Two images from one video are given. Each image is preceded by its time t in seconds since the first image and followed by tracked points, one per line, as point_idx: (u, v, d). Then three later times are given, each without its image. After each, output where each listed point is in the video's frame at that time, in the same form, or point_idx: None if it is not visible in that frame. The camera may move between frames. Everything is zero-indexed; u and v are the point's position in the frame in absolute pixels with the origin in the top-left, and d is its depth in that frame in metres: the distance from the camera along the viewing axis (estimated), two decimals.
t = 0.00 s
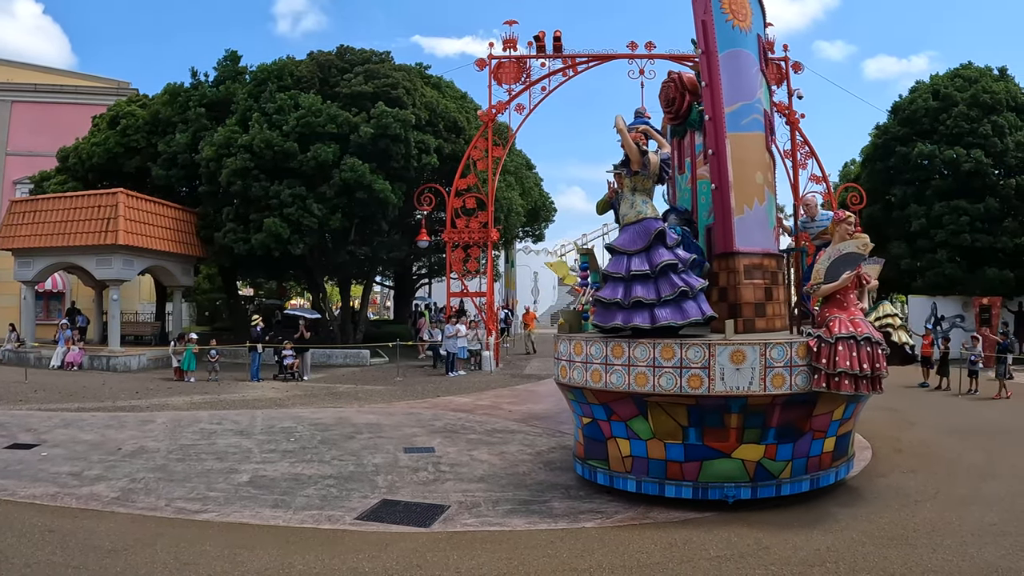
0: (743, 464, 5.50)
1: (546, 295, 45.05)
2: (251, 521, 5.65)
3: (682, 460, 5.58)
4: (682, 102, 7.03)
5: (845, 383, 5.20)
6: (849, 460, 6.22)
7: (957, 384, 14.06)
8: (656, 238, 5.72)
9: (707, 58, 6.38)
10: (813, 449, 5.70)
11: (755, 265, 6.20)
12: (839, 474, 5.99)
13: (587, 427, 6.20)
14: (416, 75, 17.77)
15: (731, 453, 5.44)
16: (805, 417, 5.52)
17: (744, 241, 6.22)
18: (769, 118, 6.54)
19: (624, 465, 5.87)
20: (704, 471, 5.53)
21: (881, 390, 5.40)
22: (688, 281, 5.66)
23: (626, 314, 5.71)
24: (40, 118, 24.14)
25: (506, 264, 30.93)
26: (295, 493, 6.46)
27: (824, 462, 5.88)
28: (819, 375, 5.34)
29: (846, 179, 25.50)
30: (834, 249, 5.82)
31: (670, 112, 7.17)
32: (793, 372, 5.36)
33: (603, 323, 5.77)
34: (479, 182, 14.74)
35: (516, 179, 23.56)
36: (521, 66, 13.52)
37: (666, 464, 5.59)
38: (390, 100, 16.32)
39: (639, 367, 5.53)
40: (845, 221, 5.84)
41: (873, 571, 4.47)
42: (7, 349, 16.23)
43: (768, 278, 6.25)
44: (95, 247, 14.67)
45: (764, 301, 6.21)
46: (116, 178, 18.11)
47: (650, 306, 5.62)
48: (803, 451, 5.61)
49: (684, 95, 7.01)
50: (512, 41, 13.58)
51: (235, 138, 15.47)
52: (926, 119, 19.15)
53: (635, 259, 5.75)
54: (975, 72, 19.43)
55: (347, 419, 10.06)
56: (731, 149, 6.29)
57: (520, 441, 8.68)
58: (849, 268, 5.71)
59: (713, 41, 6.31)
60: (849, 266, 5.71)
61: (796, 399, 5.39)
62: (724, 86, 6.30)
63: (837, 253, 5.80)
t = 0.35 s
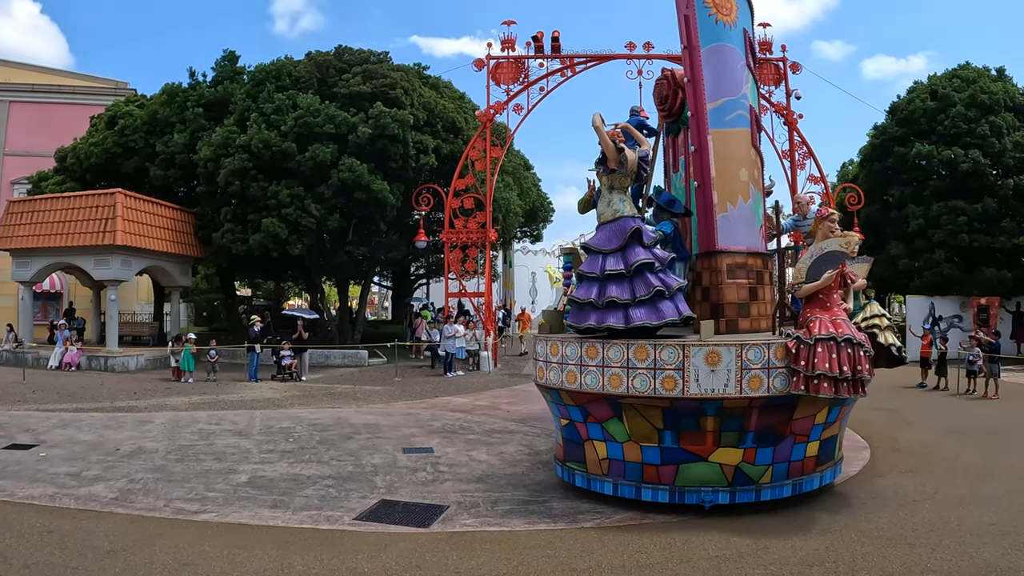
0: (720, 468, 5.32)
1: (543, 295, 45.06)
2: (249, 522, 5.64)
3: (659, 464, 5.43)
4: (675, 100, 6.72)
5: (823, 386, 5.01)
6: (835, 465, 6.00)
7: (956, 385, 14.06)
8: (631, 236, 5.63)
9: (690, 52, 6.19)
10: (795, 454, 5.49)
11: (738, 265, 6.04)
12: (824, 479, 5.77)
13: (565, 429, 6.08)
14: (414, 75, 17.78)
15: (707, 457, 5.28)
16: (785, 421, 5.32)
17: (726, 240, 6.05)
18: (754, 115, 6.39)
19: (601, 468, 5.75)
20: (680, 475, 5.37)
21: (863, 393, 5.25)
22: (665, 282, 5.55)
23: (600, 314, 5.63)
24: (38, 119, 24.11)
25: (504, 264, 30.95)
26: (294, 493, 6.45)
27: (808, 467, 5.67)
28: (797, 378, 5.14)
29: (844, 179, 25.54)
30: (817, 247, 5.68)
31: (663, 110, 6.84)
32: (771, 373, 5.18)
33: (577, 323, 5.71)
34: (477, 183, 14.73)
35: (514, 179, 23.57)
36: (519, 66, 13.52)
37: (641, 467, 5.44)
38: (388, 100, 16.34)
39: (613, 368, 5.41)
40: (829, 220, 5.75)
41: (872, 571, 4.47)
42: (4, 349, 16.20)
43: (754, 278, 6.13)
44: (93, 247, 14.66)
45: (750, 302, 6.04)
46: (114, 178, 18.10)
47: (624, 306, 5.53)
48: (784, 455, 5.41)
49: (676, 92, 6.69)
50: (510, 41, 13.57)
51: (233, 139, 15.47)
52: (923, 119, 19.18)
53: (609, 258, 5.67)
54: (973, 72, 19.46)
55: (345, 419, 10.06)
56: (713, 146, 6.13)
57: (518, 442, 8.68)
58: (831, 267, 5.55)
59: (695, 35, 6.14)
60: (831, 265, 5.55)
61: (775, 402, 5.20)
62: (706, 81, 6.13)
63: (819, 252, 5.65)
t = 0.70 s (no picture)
0: (698, 472, 5.21)
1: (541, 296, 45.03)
2: (248, 522, 5.63)
3: (635, 467, 5.34)
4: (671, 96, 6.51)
5: (802, 390, 4.88)
6: (821, 470, 5.83)
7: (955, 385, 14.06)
8: (607, 235, 5.57)
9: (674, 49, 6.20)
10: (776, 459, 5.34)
11: (723, 264, 5.98)
12: (808, 485, 5.61)
13: (545, 431, 6.03)
14: (412, 76, 17.79)
15: (684, 461, 5.16)
16: (765, 425, 5.17)
17: (710, 239, 5.99)
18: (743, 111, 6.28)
19: (578, 470, 5.69)
20: (657, 478, 5.27)
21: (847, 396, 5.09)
22: (643, 282, 5.45)
23: (575, 313, 5.57)
24: (37, 119, 24.10)
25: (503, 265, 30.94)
26: (292, 494, 6.44)
27: (791, 472, 5.52)
28: (775, 381, 5.01)
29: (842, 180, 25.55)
30: (800, 246, 5.52)
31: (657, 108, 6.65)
32: (749, 376, 5.05)
33: (552, 323, 5.64)
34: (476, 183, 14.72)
35: (513, 179, 23.57)
36: (518, 66, 13.51)
37: (618, 470, 5.37)
38: (387, 100, 16.35)
39: (588, 369, 5.33)
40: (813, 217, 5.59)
41: (871, 572, 4.47)
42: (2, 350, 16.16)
43: (739, 277, 6.03)
44: (92, 247, 14.65)
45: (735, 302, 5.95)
46: (112, 178, 18.08)
47: (599, 305, 5.46)
48: (764, 460, 5.27)
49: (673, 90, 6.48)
50: (509, 41, 13.58)
51: (232, 139, 15.46)
52: (922, 120, 19.16)
53: (586, 257, 5.60)
54: (972, 73, 19.48)
55: (344, 420, 10.05)
56: (698, 142, 6.10)
57: (517, 442, 8.68)
58: (813, 266, 5.39)
59: (678, 30, 6.13)
60: (814, 264, 5.40)
61: (753, 405, 5.06)
62: (690, 77, 6.10)
63: (803, 251, 5.49)
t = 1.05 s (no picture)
0: (673, 477, 5.08)
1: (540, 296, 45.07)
2: (247, 523, 5.63)
3: (610, 470, 5.24)
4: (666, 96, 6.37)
5: (777, 395, 4.68)
6: (806, 476, 5.64)
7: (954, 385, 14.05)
8: (583, 235, 5.56)
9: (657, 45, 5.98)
10: (756, 464, 5.19)
11: (706, 264, 5.75)
12: (791, 491, 5.44)
13: (523, 433, 5.94)
14: (411, 76, 17.80)
15: (659, 465, 5.04)
16: (742, 429, 5.01)
17: (693, 239, 5.77)
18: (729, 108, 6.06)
19: (555, 473, 5.60)
20: (632, 482, 5.16)
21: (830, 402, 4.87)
22: (617, 283, 5.42)
23: (549, 315, 5.54)
24: (35, 118, 24.09)
25: (502, 265, 30.96)
26: (291, 494, 6.44)
27: (774, 478, 5.35)
28: (752, 385, 4.81)
29: (841, 181, 25.56)
30: (780, 245, 5.20)
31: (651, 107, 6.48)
32: (725, 380, 4.88)
33: (527, 324, 5.65)
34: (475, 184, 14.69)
35: (511, 180, 23.59)
36: (517, 67, 13.52)
37: (592, 474, 5.27)
38: (386, 101, 16.37)
39: (561, 371, 5.22)
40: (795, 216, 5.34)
41: (870, 573, 4.47)
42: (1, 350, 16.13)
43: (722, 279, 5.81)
44: (91, 247, 14.64)
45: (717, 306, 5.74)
46: (111, 178, 18.06)
47: (573, 306, 5.44)
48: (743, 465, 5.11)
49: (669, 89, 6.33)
50: (508, 42, 13.58)
51: (231, 139, 15.44)
52: (922, 121, 19.14)
53: (561, 257, 5.60)
54: (971, 74, 19.50)
55: (343, 420, 10.04)
56: (680, 141, 5.87)
57: (516, 443, 8.68)
58: (795, 267, 5.08)
59: (661, 26, 5.90)
60: (794, 265, 5.08)
61: (729, 409, 4.89)
62: (673, 73, 5.88)
63: (782, 250, 5.17)
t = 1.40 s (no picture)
0: (649, 481, 5.01)
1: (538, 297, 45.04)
2: (246, 523, 5.62)
3: (587, 474, 5.19)
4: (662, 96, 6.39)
5: (753, 398, 4.57)
6: (790, 481, 5.51)
7: (954, 385, 14.04)
8: (558, 234, 5.57)
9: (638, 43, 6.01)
10: (735, 468, 5.08)
11: (687, 264, 5.74)
12: (773, 497, 5.31)
13: (503, 435, 5.91)
14: (411, 76, 17.82)
15: (635, 468, 4.98)
16: (720, 433, 4.92)
17: (675, 238, 5.78)
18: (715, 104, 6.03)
19: (532, 476, 5.57)
20: (608, 486, 5.10)
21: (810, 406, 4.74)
22: (593, 283, 5.43)
23: (523, 315, 5.56)
24: (35, 118, 24.08)
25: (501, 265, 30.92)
26: (290, 495, 6.43)
27: (756, 482, 5.23)
28: (727, 387, 4.71)
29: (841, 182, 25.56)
30: (759, 244, 5.08)
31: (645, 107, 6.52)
32: (701, 383, 4.79)
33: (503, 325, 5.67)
34: (474, 184, 14.67)
35: (511, 181, 23.59)
36: (517, 68, 13.52)
37: (568, 476, 5.23)
38: (386, 101, 16.39)
39: (535, 372, 5.19)
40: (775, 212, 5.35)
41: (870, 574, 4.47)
42: None
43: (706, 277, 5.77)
44: (91, 247, 14.63)
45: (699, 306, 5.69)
46: (111, 178, 18.05)
47: (547, 307, 5.45)
48: (721, 469, 5.01)
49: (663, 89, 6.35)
50: (508, 42, 13.58)
51: (231, 139, 15.43)
52: (921, 121, 19.14)
53: (536, 258, 5.62)
54: (971, 75, 19.53)
55: (342, 421, 10.03)
56: (661, 139, 5.89)
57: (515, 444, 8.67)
58: (773, 266, 4.98)
59: (642, 23, 5.93)
60: (772, 265, 4.99)
61: (704, 412, 4.81)
62: (655, 72, 5.90)
63: (762, 249, 5.05)
